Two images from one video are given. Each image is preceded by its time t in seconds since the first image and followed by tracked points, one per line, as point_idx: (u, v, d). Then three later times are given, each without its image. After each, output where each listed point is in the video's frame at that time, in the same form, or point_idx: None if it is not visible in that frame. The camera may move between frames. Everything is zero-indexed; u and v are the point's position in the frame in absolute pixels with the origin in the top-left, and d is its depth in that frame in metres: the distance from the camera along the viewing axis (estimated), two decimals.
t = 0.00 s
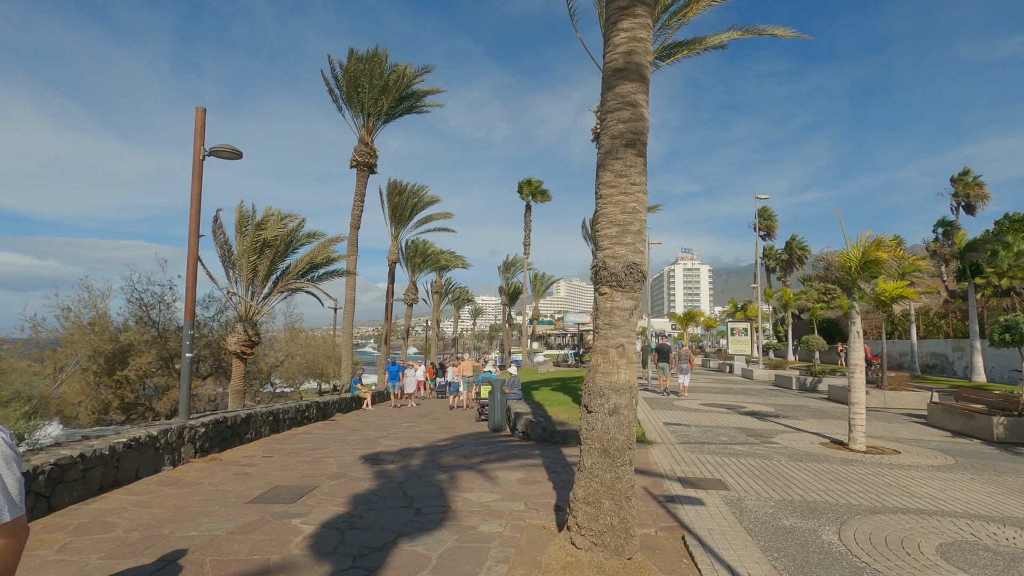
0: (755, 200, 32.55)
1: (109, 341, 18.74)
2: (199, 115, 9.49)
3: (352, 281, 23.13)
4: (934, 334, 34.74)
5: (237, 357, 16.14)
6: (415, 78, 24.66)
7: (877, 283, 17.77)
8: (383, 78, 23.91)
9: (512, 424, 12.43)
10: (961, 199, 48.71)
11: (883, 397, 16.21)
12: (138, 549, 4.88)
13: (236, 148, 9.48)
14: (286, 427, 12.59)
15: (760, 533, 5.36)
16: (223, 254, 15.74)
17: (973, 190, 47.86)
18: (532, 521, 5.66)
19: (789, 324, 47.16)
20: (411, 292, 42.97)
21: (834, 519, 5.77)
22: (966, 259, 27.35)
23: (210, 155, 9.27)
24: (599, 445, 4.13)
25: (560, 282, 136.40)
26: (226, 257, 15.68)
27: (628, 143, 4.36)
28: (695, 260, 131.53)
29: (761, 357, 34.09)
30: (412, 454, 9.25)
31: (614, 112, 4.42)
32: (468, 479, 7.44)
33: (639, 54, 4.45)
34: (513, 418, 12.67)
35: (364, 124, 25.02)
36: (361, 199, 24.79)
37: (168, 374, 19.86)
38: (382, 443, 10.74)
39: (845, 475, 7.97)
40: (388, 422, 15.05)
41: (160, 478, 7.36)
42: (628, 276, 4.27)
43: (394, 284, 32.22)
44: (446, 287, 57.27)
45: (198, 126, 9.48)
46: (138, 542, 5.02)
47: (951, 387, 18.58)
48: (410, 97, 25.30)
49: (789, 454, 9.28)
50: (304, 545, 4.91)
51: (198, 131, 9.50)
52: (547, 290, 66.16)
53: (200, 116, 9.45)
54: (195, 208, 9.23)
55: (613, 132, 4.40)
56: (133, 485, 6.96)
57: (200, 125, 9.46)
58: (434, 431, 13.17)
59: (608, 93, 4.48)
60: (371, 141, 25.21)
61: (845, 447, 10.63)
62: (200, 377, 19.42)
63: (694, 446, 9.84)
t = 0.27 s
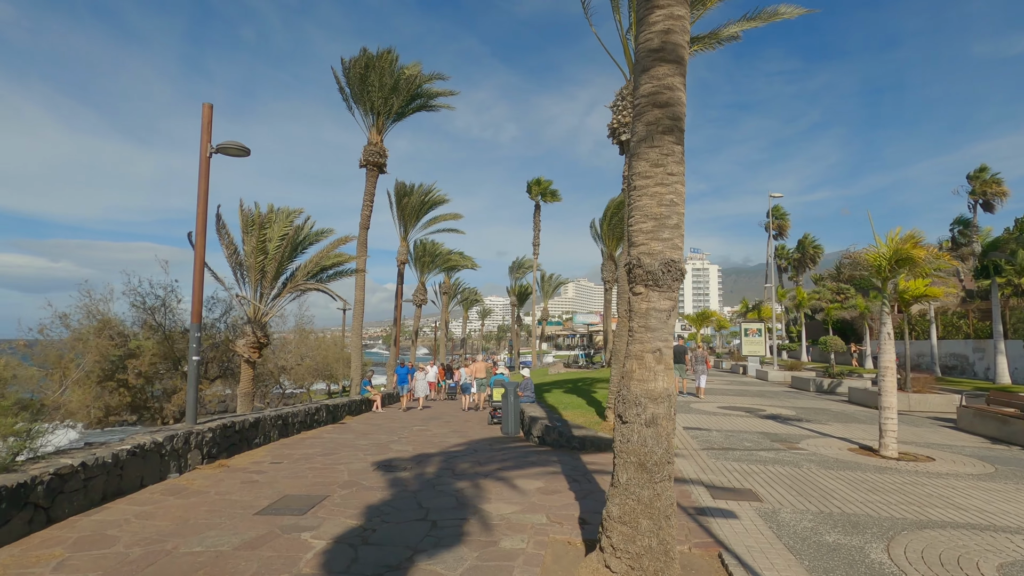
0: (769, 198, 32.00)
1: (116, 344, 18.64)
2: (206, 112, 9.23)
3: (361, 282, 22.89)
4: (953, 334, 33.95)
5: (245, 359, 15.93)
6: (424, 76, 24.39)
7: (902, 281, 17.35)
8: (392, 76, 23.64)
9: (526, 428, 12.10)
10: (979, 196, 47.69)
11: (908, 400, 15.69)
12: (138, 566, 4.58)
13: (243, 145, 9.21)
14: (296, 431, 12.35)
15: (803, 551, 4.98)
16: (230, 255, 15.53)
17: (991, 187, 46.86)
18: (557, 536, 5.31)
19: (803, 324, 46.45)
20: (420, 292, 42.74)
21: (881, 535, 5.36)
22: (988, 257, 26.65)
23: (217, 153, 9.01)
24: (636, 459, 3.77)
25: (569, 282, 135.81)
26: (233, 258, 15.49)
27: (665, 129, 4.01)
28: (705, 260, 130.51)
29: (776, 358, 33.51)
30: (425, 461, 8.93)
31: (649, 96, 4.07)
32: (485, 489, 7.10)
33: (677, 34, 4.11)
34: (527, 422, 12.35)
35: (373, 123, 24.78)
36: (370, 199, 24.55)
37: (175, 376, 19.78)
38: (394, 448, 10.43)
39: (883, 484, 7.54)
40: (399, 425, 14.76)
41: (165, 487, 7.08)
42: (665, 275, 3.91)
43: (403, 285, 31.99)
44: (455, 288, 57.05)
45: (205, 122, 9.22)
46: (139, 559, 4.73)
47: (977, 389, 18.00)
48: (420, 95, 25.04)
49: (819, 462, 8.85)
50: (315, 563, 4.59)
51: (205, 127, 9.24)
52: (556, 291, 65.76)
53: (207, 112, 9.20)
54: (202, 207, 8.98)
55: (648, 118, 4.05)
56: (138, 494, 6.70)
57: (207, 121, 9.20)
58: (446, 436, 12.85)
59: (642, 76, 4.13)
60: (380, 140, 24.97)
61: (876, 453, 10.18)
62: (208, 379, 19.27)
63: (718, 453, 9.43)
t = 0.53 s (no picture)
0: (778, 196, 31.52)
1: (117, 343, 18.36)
2: (204, 101, 8.92)
3: (365, 280, 22.59)
4: (965, 334, 33.43)
5: (247, 359, 15.63)
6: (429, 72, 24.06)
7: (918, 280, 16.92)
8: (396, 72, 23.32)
9: (535, 429, 11.76)
10: (989, 194, 47.02)
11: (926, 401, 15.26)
12: None
13: (243, 136, 8.89)
14: (298, 432, 12.03)
15: (842, 565, 4.61)
16: (230, 252, 15.24)
17: (1002, 185, 46.17)
18: (574, 547, 4.95)
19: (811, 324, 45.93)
20: (424, 292, 42.43)
21: (924, 549, 4.99)
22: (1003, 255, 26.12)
23: (216, 144, 8.69)
24: (669, 468, 3.41)
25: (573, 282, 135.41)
26: (234, 256, 15.19)
27: (699, 104, 3.65)
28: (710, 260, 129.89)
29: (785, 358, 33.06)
30: (431, 464, 8.59)
31: (682, 68, 3.71)
32: (495, 495, 6.74)
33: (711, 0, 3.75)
34: (535, 423, 12.00)
35: (377, 120, 24.48)
36: (374, 197, 24.23)
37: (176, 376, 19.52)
38: (399, 450, 10.10)
39: (915, 491, 7.14)
40: (404, 426, 14.44)
41: (160, 492, 6.76)
42: (700, 264, 3.54)
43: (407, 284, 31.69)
44: (459, 287, 56.75)
45: (204, 113, 8.90)
46: (127, 572, 4.39)
47: (996, 390, 17.54)
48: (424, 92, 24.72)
49: (843, 466, 8.46)
50: None
51: (204, 118, 8.92)
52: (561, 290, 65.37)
53: (205, 102, 8.89)
54: (200, 200, 8.67)
55: (680, 92, 3.70)
56: (131, 499, 6.37)
57: (206, 111, 8.89)
58: (452, 437, 12.52)
59: (673, 47, 3.78)
60: (384, 137, 24.66)
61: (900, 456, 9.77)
62: (210, 379, 19.00)
63: (737, 456, 9.04)
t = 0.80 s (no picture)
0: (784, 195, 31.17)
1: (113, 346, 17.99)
2: (199, 94, 8.57)
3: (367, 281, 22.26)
4: (974, 335, 32.99)
5: (245, 362, 15.30)
6: (431, 70, 23.76)
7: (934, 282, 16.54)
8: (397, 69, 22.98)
9: (541, 434, 11.41)
10: (996, 193, 46.51)
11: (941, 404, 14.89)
12: None
13: (239, 130, 8.54)
14: (297, 438, 11.68)
15: None
16: (226, 252, 14.95)
17: (1009, 184, 45.63)
18: (591, 567, 4.59)
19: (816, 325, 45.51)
20: (425, 292, 42.07)
21: (968, 569, 4.63)
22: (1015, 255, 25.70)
23: (210, 139, 8.35)
24: (705, 489, 3.06)
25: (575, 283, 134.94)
26: (230, 257, 14.90)
27: (735, 83, 3.29)
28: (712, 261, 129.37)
29: (791, 359, 32.64)
30: (435, 472, 8.23)
31: (717, 43, 3.36)
32: (503, 506, 6.39)
33: None
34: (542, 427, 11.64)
35: (378, 118, 24.14)
36: (375, 196, 23.91)
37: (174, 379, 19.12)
38: (401, 457, 9.73)
39: (945, 501, 6.76)
40: (406, 430, 14.09)
41: (150, 504, 6.40)
42: (737, 262, 3.18)
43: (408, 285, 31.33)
44: (461, 288, 56.35)
45: (198, 106, 8.56)
46: None
47: (1010, 392, 17.16)
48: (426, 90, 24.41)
49: (866, 474, 8.08)
50: None
51: (198, 111, 8.58)
52: (563, 291, 64.90)
53: (200, 95, 8.54)
54: (194, 197, 8.32)
55: (714, 70, 3.34)
56: (119, 513, 6.02)
57: (200, 105, 8.55)
58: (456, 442, 12.17)
59: (706, 22, 3.43)
60: (385, 135, 24.32)
61: (923, 463, 9.39)
62: (209, 383, 18.63)
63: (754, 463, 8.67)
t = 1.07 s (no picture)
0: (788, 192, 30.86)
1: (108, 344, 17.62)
2: (192, 82, 8.22)
3: (366, 279, 21.93)
4: (978, 334, 32.71)
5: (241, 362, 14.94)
6: (431, 65, 23.42)
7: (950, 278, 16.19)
8: (397, 64, 22.64)
9: (547, 435, 11.07)
10: (999, 191, 46.21)
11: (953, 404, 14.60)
12: None
13: (234, 120, 8.20)
14: (295, 440, 11.35)
15: None
16: (223, 249, 14.60)
17: (1012, 182, 45.34)
18: None
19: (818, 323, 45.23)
20: (425, 291, 41.75)
21: None
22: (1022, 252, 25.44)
23: (204, 128, 8.01)
24: (750, 502, 2.73)
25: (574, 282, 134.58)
26: (227, 253, 14.53)
27: (782, 51, 2.95)
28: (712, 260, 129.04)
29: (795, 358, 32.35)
30: (439, 476, 7.89)
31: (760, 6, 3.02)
32: (512, 513, 6.05)
33: None
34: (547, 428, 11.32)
35: (378, 114, 23.80)
36: (375, 192, 23.58)
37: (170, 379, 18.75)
38: (403, 460, 9.40)
39: (977, 507, 6.45)
40: (407, 431, 13.76)
41: (139, 512, 6.05)
42: (784, 249, 2.85)
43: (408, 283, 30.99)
44: (461, 286, 55.98)
45: (191, 94, 8.21)
46: None
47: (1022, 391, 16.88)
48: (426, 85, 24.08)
49: (888, 478, 7.75)
50: None
51: (191, 100, 8.23)
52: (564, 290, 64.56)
53: (193, 83, 8.19)
54: (187, 190, 7.98)
55: (757, 37, 3.01)
56: (105, 521, 5.68)
57: (193, 93, 8.20)
58: (459, 443, 11.85)
59: None
60: (384, 131, 23.98)
61: (944, 466, 9.07)
62: (205, 382, 18.28)
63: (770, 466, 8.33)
